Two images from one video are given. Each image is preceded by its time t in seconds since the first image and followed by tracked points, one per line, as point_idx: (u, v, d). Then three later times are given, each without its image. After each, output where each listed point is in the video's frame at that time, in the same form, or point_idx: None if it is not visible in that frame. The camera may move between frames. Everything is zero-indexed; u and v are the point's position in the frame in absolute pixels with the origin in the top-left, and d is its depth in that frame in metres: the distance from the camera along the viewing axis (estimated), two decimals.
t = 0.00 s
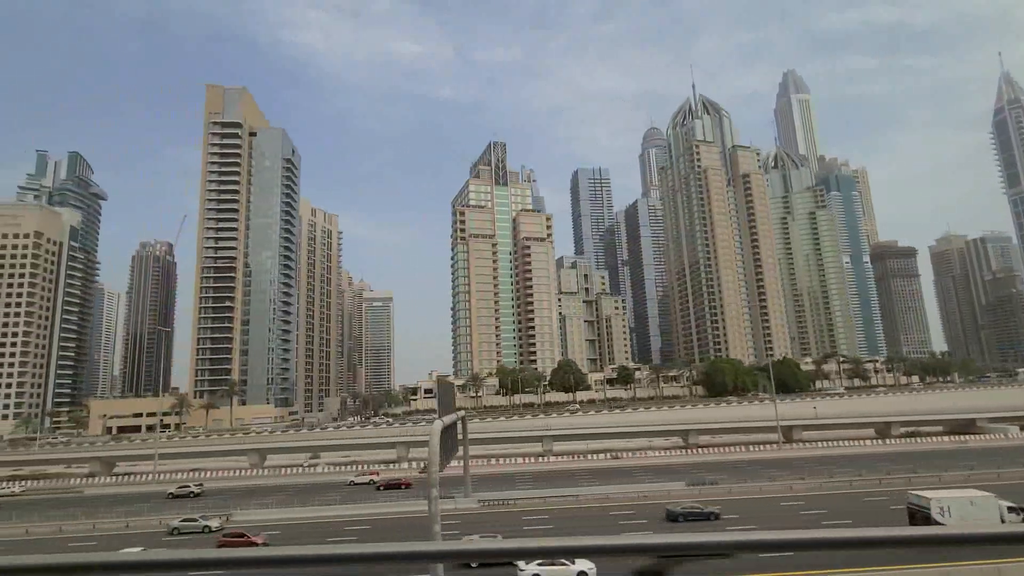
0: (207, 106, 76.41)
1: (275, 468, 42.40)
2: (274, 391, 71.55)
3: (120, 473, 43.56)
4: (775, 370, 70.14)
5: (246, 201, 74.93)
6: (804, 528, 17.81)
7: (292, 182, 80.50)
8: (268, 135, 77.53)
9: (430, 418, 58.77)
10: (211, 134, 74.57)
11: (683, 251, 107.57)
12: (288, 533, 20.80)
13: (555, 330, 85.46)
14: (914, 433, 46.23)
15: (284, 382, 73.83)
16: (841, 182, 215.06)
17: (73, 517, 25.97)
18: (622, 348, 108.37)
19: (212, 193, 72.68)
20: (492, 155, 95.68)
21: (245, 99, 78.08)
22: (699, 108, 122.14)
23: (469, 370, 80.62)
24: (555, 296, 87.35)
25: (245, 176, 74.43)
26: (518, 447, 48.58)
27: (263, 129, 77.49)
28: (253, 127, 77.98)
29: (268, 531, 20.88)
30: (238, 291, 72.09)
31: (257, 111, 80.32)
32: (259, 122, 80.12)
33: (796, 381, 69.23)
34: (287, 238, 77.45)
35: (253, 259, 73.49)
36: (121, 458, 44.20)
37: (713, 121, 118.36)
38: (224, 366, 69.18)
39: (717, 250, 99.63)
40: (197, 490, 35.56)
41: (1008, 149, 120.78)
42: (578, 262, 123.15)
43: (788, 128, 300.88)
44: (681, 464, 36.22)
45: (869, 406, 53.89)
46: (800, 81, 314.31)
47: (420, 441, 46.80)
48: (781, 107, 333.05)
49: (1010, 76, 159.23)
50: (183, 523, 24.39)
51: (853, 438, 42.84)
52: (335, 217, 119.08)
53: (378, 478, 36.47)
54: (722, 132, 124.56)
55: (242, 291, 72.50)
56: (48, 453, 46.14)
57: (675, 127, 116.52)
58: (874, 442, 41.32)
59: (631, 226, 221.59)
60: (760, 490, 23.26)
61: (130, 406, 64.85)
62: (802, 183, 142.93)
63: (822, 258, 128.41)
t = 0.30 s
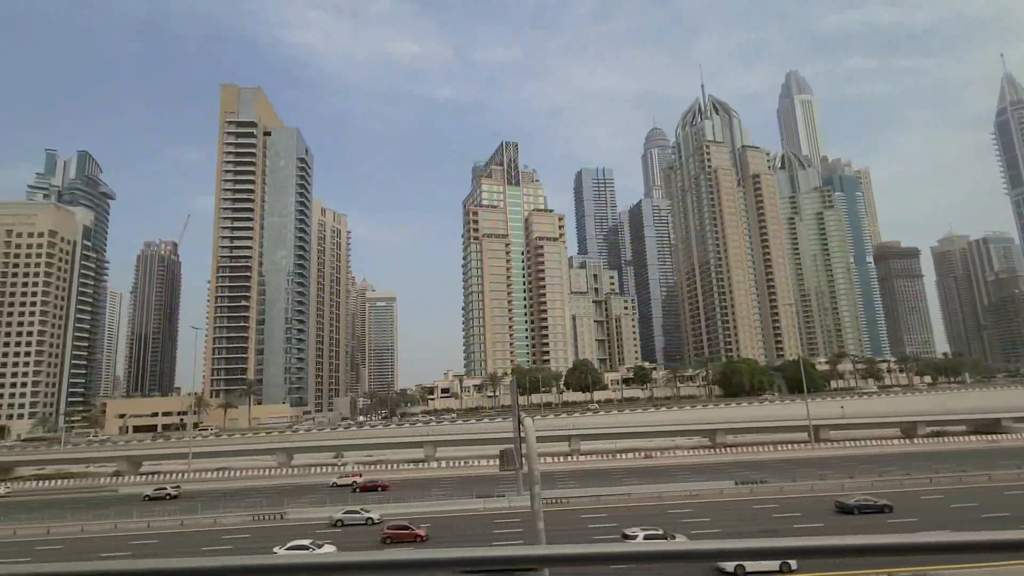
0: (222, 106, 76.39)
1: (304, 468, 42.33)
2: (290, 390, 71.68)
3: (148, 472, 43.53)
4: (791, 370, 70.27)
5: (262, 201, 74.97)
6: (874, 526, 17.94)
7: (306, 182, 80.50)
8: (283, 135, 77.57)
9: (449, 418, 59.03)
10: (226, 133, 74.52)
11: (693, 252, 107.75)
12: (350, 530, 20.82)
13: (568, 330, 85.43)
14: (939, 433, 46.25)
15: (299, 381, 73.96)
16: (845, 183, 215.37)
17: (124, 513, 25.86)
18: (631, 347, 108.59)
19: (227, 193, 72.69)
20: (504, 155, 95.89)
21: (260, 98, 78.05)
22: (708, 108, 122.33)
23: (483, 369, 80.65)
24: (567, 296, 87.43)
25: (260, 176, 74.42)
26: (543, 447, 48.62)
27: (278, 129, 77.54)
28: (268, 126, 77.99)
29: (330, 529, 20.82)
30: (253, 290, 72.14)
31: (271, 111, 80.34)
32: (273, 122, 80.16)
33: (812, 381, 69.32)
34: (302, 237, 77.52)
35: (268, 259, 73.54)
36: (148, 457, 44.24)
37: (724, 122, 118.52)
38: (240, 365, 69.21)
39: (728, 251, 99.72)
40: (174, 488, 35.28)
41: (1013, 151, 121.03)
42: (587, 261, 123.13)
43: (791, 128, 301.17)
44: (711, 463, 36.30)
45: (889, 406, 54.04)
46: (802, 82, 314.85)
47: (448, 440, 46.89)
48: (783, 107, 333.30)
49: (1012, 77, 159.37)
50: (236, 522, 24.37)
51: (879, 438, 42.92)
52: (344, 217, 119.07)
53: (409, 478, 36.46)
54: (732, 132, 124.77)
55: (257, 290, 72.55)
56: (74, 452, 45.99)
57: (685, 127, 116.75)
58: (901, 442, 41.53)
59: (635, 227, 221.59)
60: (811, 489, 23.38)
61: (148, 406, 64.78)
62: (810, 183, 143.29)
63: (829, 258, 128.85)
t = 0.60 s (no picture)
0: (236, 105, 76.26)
1: (332, 467, 42.27)
2: (305, 389, 71.53)
3: (175, 472, 43.48)
4: (806, 370, 70.31)
5: (276, 200, 74.82)
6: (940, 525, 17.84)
7: (318, 181, 80.26)
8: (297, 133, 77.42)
9: (469, 417, 59.20)
10: (240, 131, 74.32)
11: (703, 252, 107.92)
12: (409, 526, 21.06)
13: (580, 330, 85.47)
14: (964, 432, 46.17)
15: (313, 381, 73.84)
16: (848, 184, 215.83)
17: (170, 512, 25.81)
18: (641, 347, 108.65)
19: (241, 192, 72.48)
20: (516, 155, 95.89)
21: (273, 98, 77.92)
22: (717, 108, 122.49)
23: (497, 369, 80.54)
24: (579, 296, 87.46)
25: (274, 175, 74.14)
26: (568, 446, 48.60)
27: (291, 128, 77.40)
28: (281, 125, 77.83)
29: (389, 526, 20.99)
30: (268, 290, 71.93)
31: (284, 110, 80.23)
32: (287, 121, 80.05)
33: (827, 381, 69.44)
34: (315, 237, 77.28)
35: (282, 258, 73.29)
36: (173, 456, 44.37)
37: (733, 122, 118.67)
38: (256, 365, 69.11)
39: (738, 251, 99.86)
40: (151, 493, 35.28)
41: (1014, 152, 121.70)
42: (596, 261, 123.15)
43: (792, 129, 301.83)
44: (743, 463, 36.28)
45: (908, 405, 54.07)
46: (803, 83, 315.65)
47: (474, 440, 46.99)
48: (784, 108, 334.02)
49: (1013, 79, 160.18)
50: (287, 521, 24.49)
51: (905, 439, 42.92)
52: (353, 216, 118.85)
53: (440, 478, 36.28)
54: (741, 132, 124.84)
55: (272, 289, 72.35)
56: (100, 451, 45.95)
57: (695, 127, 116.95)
58: (927, 442, 41.61)
59: (639, 227, 221.59)
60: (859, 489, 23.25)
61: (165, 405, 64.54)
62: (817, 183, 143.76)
63: (837, 257, 129.27)
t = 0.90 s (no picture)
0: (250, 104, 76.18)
1: (360, 467, 42.17)
2: (320, 389, 71.56)
3: (200, 472, 43.30)
4: (820, 370, 70.56)
5: (289, 200, 74.63)
6: (1005, 522, 17.91)
7: (331, 180, 80.16)
8: (311, 133, 77.39)
9: (489, 417, 59.35)
10: (254, 131, 74.20)
11: (712, 252, 108.08)
12: (469, 523, 20.99)
13: (592, 329, 85.70)
14: (987, 430, 46.14)
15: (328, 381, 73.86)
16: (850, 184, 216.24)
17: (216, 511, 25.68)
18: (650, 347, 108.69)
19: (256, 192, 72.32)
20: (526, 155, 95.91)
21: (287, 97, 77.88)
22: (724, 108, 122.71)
23: (509, 369, 80.49)
24: (591, 295, 87.53)
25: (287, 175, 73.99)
26: (592, 446, 48.61)
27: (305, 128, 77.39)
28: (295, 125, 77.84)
29: (449, 523, 20.90)
30: (283, 290, 71.81)
31: (297, 110, 80.20)
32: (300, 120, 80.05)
33: (841, 380, 69.70)
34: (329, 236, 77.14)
35: (296, 258, 73.18)
36: (200, 455, 44.56)
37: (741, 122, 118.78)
38: (272, 365, 69.06)
39: (748, 251, 100.11)
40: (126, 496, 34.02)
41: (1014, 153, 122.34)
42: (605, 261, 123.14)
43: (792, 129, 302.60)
44: (775, 463, 36.39)
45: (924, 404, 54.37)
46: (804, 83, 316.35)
47: (500, 440, 47.19)
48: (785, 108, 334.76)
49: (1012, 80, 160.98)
50: (336, 519, 24.49)
51: (930, 437, 43.11)
52: (361, 216, 118.54)
53: (474, 475, 36.19)
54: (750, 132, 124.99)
55: (286, 289, 72.27)
56: (126, 451, 45.89)
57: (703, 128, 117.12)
58: (953, 441, 41.86)
59: (642, 226, 221.80)
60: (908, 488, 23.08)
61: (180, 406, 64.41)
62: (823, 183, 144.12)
63: (843, 257, 129.55)
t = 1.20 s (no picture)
0: (263, 103, 76.17)
1: (388, 466, 42.14)
2: (334, 389, 71.44)
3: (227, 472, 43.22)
4: (836, 370, 70.66)
5: (303, 199, 74.64)
6: None
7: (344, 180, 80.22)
8: (325, 132, 77.56)
9: (507, 416, 59.65)
10: (268, 130, 74.17)
11: (721, 251, 108.19)
12: (525, 520, 20.94)
13: (604, 329, 85.87)
14: (1011, 429, 46.22)
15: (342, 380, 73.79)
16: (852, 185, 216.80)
17: (259, 507, 25.60)
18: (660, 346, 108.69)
19: (270, 191, 72.17)
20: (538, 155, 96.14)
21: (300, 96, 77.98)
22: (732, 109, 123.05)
23: (522, 370, 80.30)
24: (603, 295, 87.51)
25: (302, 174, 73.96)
26: (617, 445, 48.75)
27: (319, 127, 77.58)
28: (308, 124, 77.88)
29: (506, 521, 21.00)
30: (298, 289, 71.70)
31: (310, 109, 80.36)
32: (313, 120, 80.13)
33: (856, 380, 69.92)
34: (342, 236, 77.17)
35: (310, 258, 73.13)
36: (228, 454, 45.06)
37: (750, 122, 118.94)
38: (287, 365, 68.97)
39: (758, 251, 100.26)
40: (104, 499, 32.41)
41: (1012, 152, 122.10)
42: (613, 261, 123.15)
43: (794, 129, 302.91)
44: (804, 461, 36.51)
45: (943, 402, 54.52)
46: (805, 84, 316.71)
47: (524, 439, 47.54)
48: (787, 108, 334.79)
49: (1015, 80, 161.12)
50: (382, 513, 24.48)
51: (955, 436, 43.27)
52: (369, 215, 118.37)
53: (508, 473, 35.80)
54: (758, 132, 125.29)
55: (301, 289, 72.13)
56: (151, 451, 45.99)
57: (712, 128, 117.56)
58: (978, 439, 42.05)
59: (646, 226, 222.04)
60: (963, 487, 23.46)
61: (197, 406, 64.43)
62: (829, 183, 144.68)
63: (850, 257, 129.83)
